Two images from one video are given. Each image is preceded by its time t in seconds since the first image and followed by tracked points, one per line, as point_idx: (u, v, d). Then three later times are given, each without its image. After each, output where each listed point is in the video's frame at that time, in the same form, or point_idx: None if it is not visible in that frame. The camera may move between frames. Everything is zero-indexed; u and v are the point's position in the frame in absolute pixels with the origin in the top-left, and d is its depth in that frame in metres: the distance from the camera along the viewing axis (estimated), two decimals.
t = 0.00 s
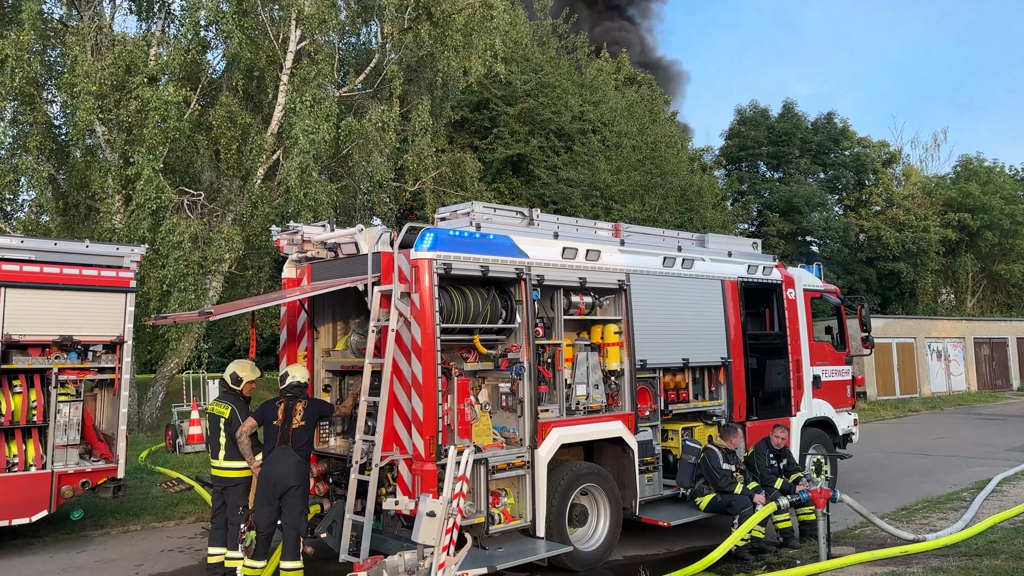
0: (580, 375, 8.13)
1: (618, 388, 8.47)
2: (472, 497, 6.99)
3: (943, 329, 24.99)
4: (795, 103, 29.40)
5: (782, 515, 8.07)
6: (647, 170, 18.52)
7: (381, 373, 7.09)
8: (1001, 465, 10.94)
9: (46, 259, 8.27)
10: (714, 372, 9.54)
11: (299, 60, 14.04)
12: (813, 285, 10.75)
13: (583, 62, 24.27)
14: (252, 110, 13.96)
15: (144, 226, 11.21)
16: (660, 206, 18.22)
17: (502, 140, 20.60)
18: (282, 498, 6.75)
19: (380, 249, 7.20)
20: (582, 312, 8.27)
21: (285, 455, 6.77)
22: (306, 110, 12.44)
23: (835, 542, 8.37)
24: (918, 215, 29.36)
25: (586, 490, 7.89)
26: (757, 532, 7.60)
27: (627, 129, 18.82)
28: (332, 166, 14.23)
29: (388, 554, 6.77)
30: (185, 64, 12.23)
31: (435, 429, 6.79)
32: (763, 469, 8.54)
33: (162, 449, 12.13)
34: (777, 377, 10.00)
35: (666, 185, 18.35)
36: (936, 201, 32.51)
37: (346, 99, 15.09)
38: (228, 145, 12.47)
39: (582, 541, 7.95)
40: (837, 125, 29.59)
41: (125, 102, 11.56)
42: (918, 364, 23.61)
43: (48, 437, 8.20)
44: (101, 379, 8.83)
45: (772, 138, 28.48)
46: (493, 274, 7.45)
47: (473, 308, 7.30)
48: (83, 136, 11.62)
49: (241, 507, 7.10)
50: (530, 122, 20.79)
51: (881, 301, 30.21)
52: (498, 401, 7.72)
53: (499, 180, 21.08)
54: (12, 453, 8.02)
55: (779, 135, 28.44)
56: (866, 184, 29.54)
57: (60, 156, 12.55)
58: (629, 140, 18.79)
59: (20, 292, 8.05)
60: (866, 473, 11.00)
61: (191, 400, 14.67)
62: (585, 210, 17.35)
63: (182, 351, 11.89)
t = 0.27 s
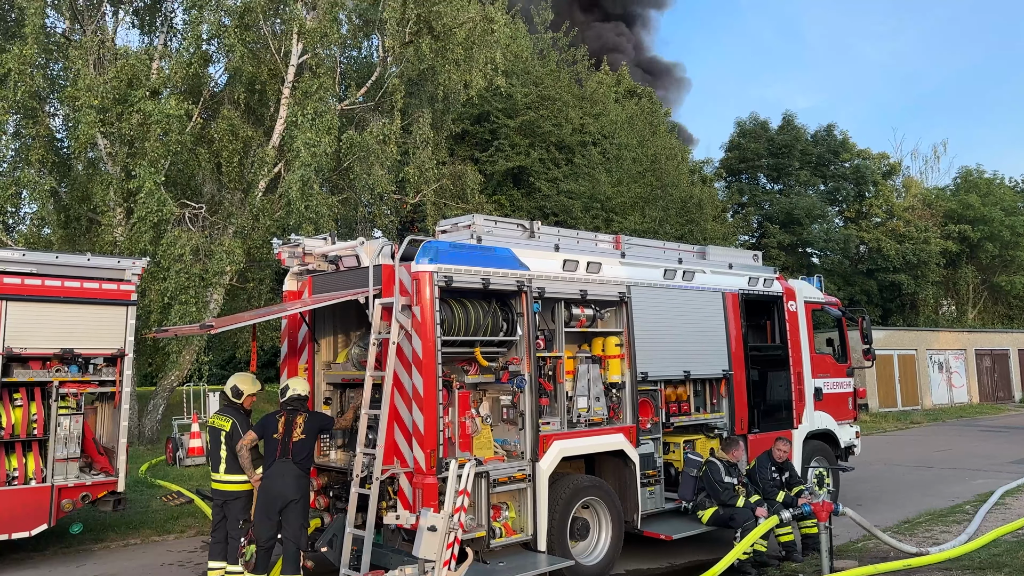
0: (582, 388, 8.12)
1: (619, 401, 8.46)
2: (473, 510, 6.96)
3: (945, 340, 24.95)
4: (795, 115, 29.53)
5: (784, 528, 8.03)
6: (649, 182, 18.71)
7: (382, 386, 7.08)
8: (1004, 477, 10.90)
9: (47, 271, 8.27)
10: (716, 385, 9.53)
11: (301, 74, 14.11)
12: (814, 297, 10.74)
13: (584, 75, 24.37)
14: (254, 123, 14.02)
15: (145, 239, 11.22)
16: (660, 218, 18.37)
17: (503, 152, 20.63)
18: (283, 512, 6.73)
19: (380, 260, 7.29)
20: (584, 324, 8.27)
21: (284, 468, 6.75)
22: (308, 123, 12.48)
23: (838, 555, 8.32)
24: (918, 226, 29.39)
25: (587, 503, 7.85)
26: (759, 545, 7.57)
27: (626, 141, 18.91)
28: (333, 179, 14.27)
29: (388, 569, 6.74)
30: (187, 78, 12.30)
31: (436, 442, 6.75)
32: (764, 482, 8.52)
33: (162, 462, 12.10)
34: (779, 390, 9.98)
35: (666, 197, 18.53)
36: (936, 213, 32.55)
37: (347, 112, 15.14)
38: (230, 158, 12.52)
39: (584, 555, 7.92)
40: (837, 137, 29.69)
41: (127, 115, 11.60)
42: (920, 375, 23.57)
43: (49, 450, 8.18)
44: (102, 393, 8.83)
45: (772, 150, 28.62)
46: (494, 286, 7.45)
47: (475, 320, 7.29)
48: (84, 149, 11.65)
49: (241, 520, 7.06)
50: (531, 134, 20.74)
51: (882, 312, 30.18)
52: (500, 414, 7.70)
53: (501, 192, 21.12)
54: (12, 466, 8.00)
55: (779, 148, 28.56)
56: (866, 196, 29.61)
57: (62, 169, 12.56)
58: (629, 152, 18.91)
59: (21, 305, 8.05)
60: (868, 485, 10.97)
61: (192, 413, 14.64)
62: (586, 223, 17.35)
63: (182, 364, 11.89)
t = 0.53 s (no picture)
0: (582, 399, 8.11)
1: (620, 411, 8.44)
2: (474, 521, 6.95)
3: (946, 350, 24.91)
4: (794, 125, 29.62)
5: (786, 539, 7.98)
6: (649, 192, 18.68)
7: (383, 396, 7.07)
8: (1005, 487, 10.88)
9: (47, 283, 8.28)
10: (716, 395, 9.52)
11: (302, 85, 14.16)
12: (815, 307, 10.73)
13: (584, 86, 24.45)
14: (255, 133, 14.06)
15: (145, 249, 11.23)
16: (660, 228, 18.32)
17: (503, 162, 20.66)
18: (283, 523, 6.71)
19: (381, 271, 7.33)
20: (584, 334, 8.27)
21: (285, 479, 6.73)
22: (309, 134, 12.52)
23: (839, 566, 8.29)
24: (919, 236, 29.40)
25: (588, 514, 7.83)
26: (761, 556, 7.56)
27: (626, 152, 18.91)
28: (334, 189, 14.29)
29: None
30: (188, 88, 12.34)
31: (437, 453, 6.73)
32: (766, 493, 8.51)
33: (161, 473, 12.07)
34: (780, 400, 9.97)
35: (666, 207, 18.50)
36: (936, 222, 32.57)
37: (348, 122, 15.18)
38: (231, 168, 12.55)
39: (584, 566, 7.89)
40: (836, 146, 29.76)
41: (128, 126, 11.63)
42: (921, 385, 23.54)
43: (48, 461, 8.16)
44: (102, 403, 8.81)
45: (772, 160, 28.70)
46: (495, 296, 7.45)
47: (476, 330, 7.28)
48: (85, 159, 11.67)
49: (241, 532, 7.03)
50: (532, 144, 20.83)
51: (882, 322, 30.18)
52: (500, 424, 7.69)
53: (501, 202, 21.15)
54: (12, 477, 7.98)
55: (778, 157, 28.64)
56: (866, 206, 29.65)
57: (64, 179, 12.58)
58: (629, 162, 18.88)
59: (22, 316, 8.05)
60: (870, 496, 10.94)
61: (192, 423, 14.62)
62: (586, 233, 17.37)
63: (182, 374, 11.88)
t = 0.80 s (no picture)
0: (583, 412, 8.10)
1: (621, 424, 8.43)
2: (474, 535, 6.92)
3: (947, 362, 24.87)
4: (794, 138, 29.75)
5: (788, 553, 7.85)
6: (649, 204, 18.61)
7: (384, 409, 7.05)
8: (1008, 500, 10.84)
9: (48, 295, 8.28)
10: (718, 408, 9.50)
11: (304, 98, 14.21)
12: (816, 320, 10.73)
13: (584, 99, 24.53)
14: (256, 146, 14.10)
15: (146, 263, 11.23)
16: (660, 241, 18.30)
17: (503, 174, 20.71)
18: (282, 537, 6.68)
19: (382, 284, 7.34)
20: (585, 347, 8.26)
21: (285, 493, 6.71)
22: (309, 147, 12.55)
23: None
24: (919, 247, 29.42)
25: (589, 528, 7.80)
26: (762, 570, 7.45)
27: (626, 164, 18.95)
28: (335, 202, 14.33)
29: None
30: (189, 102, 12.38)
31: (437, 466, 6.71)
32: (768, 506, 8.45)
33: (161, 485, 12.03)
34: (781, 413, 9.95)
35: (666, 220, 18.43)
36: (936, 234, 32.62)
37: (349, 135, 15.23)
38: (232, 181, 12.57)
39: None
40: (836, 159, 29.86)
41: (130, 139, 11.65)
42: (922, 398, 23.50)
43: (48, 474, 8.14)
44: (102, 417, 8.79)
45: (772, 172, 28.81)
46: (495, 309, 7.44)
47: (477, 343, 7.27)
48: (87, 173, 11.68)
49: (241, 546, 6.99)
50: (532, 156, 20.94)
51: (883, 333, 30.16)
52: (501, 437, 7.66)
53: (501, 215, 21.17)
54: (11, 491, 7.95)
55: (778, 170, 28.76)
56: (865, 218, 29.69)
57: (65, 193, 12.60)
58: (629, 175, 18.92)
59: (22, 329, 8.04)
60: (872, 509, 10.90)
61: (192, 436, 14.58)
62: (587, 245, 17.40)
63: (182, 387, 11.87)
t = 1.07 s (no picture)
0: (584, 425, 8.08)
1: (622, 437, 8.41)
2: (475, 550, 6.89)
3: (947, 374, 24.82)
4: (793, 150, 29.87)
5: (790, 566, 7.73)
6: (649, 216, 18.50)
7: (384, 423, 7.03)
8: (1010, 513, 10.80)
9: (48, 308, 8.26)
10: (719, 421, 9.47)
11: (305, 111, 14.26)
12: (816, 332, 10.73)
13: (584, 112, 24.63)
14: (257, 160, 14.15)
15: (146, 276, 11.24)
16: (661, 253, 18.23)
17: (503, 187, 20.76)
18: (282, 552, 6.64)
19: (382, 296, 7.33)
20: (585, 359, 8.26)
21: (284, 507, 6.68)
22: (310, 160, 12.58)
23: None
24: (919, 260, 29.32)
25: (590, 542, 7.76)
26: None
27: (626, 177, 19.00)
28: (335, 215, 14.36)
29: None
30: (190, 115, 12.43)
31: (437, 480, 6.68)
32: (770, 520, 8.39)
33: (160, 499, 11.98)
34: (782, 425, 9.92)
35: (666, 232, 18.37)
36: (936, 246, 32.65)
37: (350, 148, 15.28)
38: (232, 195, 12.60)
39: None
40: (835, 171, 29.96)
41: (131, 153, 11.68)
42: (923, 410, 23.47)
43: (47, 488, 8.11)
44: (101, 430, 8.78)
45: (772, 185, 28.92)
46: (495, 322, 7.44)
47: (477, 356, 7.26)
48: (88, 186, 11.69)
49: (240, 560, 6.95)
50: (532, 169, 21.02)
51: (884, 346, 30.10)
52: (501, 451, 7.63)
53: (501, 227, 21.19)
54: (10, 505, 7.93)
55: (778, 182, 28.88)
56: (865, 230, 29.73)
57: (66, 205, 12.60)
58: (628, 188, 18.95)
59: (22, 342, 8.03)
60: (874, 522, 10.87)
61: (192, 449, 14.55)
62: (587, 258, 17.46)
63: (182, 401, 11.85)
